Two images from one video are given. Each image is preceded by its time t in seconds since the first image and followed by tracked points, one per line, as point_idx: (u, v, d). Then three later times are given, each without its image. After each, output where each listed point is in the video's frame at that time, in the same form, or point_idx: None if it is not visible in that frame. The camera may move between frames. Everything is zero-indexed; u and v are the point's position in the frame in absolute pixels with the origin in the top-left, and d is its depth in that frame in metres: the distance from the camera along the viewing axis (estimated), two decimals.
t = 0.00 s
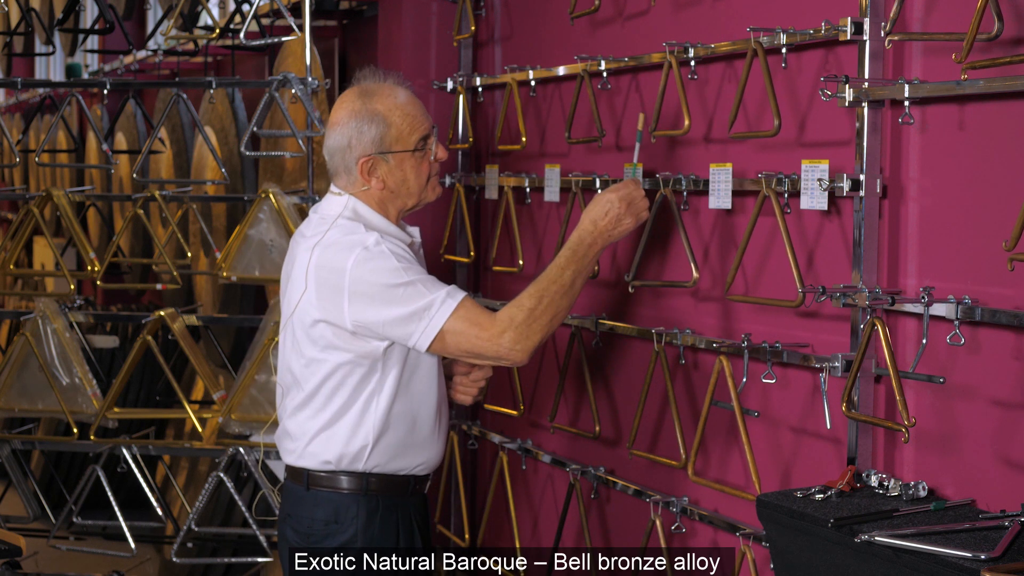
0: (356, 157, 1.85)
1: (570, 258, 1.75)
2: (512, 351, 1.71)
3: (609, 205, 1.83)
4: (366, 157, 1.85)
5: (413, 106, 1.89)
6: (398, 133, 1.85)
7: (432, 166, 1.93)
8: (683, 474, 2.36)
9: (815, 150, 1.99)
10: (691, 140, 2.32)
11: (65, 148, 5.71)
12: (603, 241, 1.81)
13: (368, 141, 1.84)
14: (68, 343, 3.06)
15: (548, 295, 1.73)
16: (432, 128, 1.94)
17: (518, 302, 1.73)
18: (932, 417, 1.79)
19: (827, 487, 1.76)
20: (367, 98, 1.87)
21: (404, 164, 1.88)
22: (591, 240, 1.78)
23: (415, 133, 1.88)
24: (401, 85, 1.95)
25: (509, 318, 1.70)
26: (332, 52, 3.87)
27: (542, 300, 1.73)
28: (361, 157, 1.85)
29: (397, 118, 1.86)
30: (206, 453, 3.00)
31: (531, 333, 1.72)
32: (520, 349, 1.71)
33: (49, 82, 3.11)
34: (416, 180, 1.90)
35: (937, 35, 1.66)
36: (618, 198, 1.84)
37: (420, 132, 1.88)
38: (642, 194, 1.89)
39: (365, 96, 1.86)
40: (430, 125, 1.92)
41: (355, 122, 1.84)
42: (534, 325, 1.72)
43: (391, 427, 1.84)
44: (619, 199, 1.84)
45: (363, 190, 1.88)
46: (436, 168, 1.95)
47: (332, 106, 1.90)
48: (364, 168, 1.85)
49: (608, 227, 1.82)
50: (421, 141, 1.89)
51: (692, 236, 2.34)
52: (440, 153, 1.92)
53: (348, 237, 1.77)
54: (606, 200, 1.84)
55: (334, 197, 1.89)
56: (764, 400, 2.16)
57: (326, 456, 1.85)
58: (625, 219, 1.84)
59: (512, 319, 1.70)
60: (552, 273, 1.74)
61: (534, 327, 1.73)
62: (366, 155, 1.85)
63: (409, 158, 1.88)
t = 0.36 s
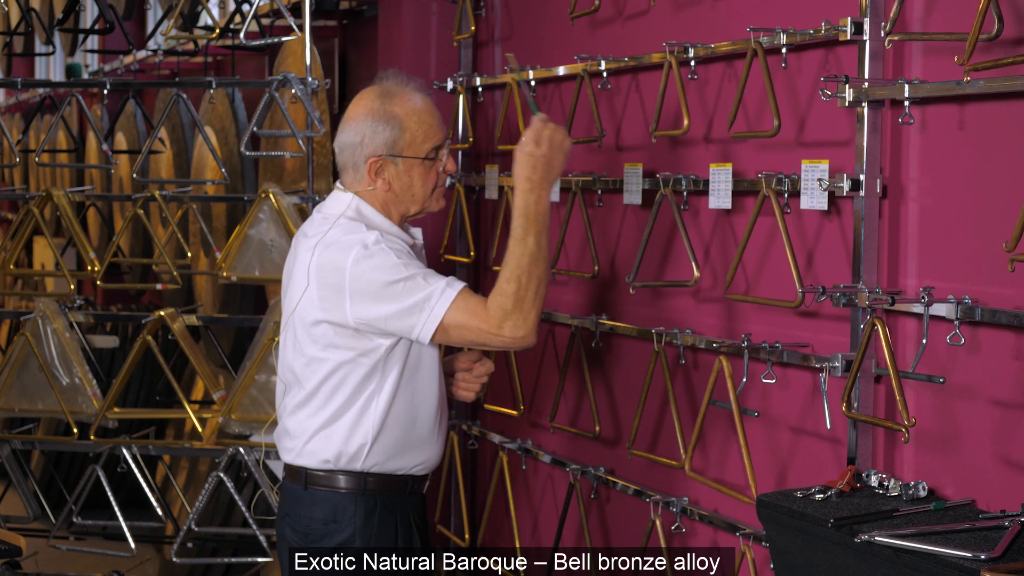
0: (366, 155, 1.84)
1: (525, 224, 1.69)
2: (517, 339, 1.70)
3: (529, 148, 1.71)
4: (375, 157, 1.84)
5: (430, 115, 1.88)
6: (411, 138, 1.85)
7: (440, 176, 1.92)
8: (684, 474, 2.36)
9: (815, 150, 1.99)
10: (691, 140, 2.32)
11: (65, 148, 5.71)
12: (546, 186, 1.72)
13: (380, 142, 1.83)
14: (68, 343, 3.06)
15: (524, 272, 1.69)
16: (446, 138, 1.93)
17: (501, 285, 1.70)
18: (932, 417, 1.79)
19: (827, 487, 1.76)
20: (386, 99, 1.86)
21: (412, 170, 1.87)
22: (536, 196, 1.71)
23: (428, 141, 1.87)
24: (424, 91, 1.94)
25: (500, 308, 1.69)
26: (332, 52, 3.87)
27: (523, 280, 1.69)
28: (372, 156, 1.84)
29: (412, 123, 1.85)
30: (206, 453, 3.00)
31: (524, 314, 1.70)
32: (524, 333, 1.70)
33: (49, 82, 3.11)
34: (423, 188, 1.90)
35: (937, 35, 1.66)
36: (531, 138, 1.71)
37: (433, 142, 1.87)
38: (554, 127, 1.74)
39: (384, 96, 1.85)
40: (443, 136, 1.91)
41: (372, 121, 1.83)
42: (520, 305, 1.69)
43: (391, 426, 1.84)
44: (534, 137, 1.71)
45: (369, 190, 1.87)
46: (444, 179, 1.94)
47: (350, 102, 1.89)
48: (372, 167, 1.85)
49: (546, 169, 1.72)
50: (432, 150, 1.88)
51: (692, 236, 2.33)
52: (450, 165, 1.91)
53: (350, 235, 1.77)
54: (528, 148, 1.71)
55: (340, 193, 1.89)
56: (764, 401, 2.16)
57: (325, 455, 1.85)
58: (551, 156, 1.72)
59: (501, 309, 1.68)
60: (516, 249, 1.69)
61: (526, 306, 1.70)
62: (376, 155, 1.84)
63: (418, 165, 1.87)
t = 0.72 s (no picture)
0: (380, 157, 1.82)
1: (506, 324, 1.62)
2: (446, 419, 1.63)
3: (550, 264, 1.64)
4: (388, 161, 1.82)
5: (453, 131, 1.86)
6: (429, 151, 1.82)
7: (449, 194, 1.90)
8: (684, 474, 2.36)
9: (815, 149, 2.00)
10: (691, 140, 2.32)
11: (65, 148, 5.71)
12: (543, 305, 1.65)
13: (396, 148, 1.81)
14: (68, 343, 3.07)
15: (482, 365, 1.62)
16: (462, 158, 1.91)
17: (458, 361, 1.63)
18: (932, 417, 1.79)
19: (827, 487, 1.76)
20: (411, 106, 1.83)
21: (423, 182, 1.85)
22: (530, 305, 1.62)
23: (444, 157, 1.84)
24: (451, 107, 1.92)
25: (448, 381, 1.62)
26: (332, 52, 3.87)
27: (477, 370, 1.61)
28: (385, 158, 1.82)
29: (434, 136, 1.83)
30: (206, 453, 3.00)
31: (466, 402, 1.62)
32: (453, 417, 1.63)
33: (49, 82, 3.11)
34: (430, 201, 1.88)
35: (937, 35, 1.66)
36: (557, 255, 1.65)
37: (448, 160, 1.85)
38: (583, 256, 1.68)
39: (410, 103, 1.83)
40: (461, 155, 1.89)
41: (393, 125, 1.81)
42: (467, 395, 1.62)
43: (369, 436, 1.83)
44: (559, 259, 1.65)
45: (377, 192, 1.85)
46: (453, 197, 1.92)
47: (377, 101, 1.87)
48: (384, 170, 1.83)
49: (548, 290, 1.64)
50: (447, 168, 1.86)
51: (692, 236, 2.34)
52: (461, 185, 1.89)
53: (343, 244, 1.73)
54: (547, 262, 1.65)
55: (351, 192, 1.88)
56: (764, 400, 2.16)
57: (304, 454, 1.86)
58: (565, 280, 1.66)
59: (450, 383, 1.62)
60: (488, 340, 1.62)
61: (470, 395, 1.63)
62: (389, 159, 1.82)
63: (430, 178, 1.85)
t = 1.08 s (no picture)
0: (392, 167, 1.83)
1: (525, 371, 1.75)
2: (436, 440, 1.68)
3: (582, 339, 1.81)
4: (399, 171, 1.83)
5: (468, 148, 1.86)
6: (442, 165, 1.82)
7: (458, 209, 1.90)
8: (684, 474, 2.36)
9: (815, 149, 2.00)
10: (691, 140, 2.32)
11: (65, 148, 5.72)
12: (563, 369, 1.80)
13: (410, 159, 1.82)
14: (69, 343, 3.07)
15: (488, 399, 1.71)
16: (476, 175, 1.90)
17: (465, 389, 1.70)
18: (932, 417, 1.79)
19: (827, 487, 1.76)
20: (429, 119, 1.84)
21: (433, 195, 1.85)
22: (551, 365, 1.78)
23: (457, 173, 1.84)
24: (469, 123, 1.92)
25: (449, 404, 1.68)
26: (332, 52, 3.87)
27: (483, 403, 1.71)
28: (397, 169, 1.83)
29: (447, 150, 1.83)
30: (206, 453, 3.00)
31: (460, 429, 1.69)
32: (442, 441, 1.68)
33: (49, 82, 3.11)
34: (439, 214, 1.88)
35: (937, 35, 1.66)
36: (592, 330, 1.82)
37: (460, 176, 1.85)
38: (615, 335, 1.87)
39: (427, 117, 1.84)
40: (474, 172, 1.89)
41: (408, 136, 1.82)
42: (462, 425, 1.69)
43: (362, 442, 1.83)
44: (593, 338, 1.82)
45: (387, 200, 1.86)
46: (462, 212, 1.92)
47: (396, 110, 1.88)
48: (395, 180, 1.83)
49: (573, 358, 1.80)
50: (458, 183, 1.85)
51: (692, 236, 2.33)
52: (471, 202, 1.88)
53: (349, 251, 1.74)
54: (580, 332, 1.82)
55: (361, 198, 1.88)
56: (764, 400, 2.16)
57: (293, 453, 1.86)
58: (591, 356, 1.82)
59: (452, 406, 1.68)
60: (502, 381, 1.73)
61: (466, 425, 1.70)
62: (401, 169, 1.82)
63: (440, 192, 1.85)
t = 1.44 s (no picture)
0: (402, 172, 1.82)
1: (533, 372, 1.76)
2: (444, 440, 1.68)
3: (589, 340, 1.84)
4: (409, 177, 1.82)
5: (479, 157, 1.85)
6: (452, 173, 1.82)
7: (465, 217, 1.90)
8: (684, 474, 2.36)
9: (815, 149, 1.99)
10: (691, 140, 2.32)
11: (65, 148, 5.72)
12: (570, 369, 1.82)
13: (421, 165, 1.81)
14: (68, 343, 3.06)
15: (496, 400, 1.71)
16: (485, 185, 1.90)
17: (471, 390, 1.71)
18: (932, 417, 1.79)
19: (827, 487, 1.76)
20: (442, 127, 1.84)
21: (441, 202, 1.84)
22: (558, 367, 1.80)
23: (466, 182, 1.84)
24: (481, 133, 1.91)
25: (456, 405, 1.68)
26: (332, 52, 3.87)
27: (490, 404, 1.71)
28: (408, 174, 1.82)
29: (459, 159, 1.83)
30: (206, 453, 3.00)
31: (466, 430, 1.69)
32: (450, 441, 1.68)
33: (49, 81, 3.11)
34: (446, 221, 1.87)
35: (937, 35, 1.66)
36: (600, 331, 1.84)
37: (470, 185, 1.84)
38: (623, 341, 1.89)
39: (441, 124, 1.83)
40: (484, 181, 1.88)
41: (421, 142, 1.81)
42: (470, 426, 1.69)
43: (362, 443, 1.83)
44: (600, 338, 1.84)
45: (396, 205, 1.85)
46: (469, 220, 1.92)
47: (409, 116, 1.88)
48: (405, 185, 1.83)
49: (579, 359, 1.83)
50: (467, 192, 1.85)
51: (692, 236, 2.33)
52: (479, 211, 1.88)
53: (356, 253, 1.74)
54: (587, 334, 1.84)
55: (369, 200, 1.88)
56: (764, 400, 2.16)
57: (291, 452, 1.86)
58: (598, 357, 1.84)
59: (459, 407, 1.68)
60: (510, 383, 1.74)
61: (474, 425, 1.70)
62: (411, 174, 1.82)
63: (449, 200, 1.84)
